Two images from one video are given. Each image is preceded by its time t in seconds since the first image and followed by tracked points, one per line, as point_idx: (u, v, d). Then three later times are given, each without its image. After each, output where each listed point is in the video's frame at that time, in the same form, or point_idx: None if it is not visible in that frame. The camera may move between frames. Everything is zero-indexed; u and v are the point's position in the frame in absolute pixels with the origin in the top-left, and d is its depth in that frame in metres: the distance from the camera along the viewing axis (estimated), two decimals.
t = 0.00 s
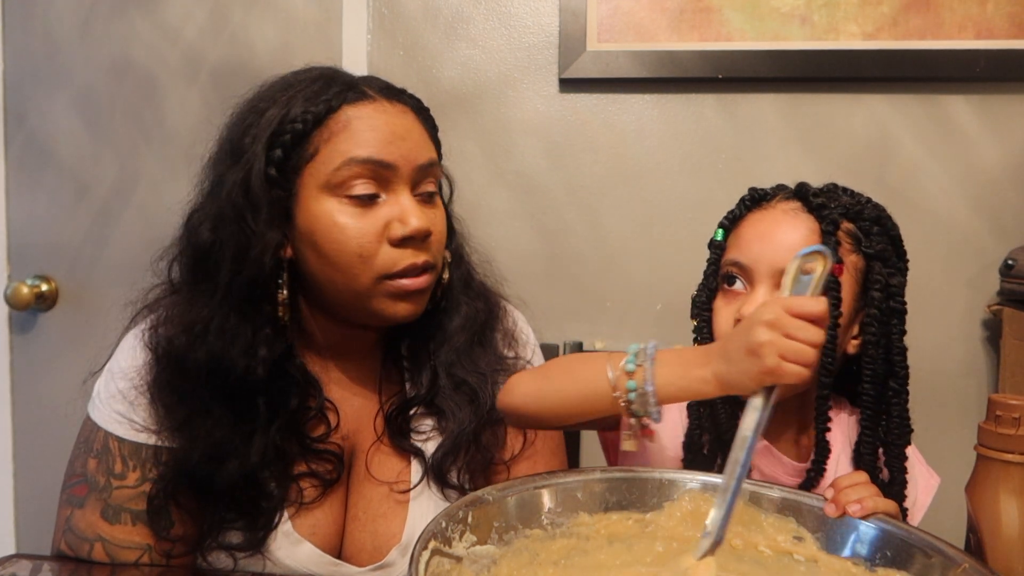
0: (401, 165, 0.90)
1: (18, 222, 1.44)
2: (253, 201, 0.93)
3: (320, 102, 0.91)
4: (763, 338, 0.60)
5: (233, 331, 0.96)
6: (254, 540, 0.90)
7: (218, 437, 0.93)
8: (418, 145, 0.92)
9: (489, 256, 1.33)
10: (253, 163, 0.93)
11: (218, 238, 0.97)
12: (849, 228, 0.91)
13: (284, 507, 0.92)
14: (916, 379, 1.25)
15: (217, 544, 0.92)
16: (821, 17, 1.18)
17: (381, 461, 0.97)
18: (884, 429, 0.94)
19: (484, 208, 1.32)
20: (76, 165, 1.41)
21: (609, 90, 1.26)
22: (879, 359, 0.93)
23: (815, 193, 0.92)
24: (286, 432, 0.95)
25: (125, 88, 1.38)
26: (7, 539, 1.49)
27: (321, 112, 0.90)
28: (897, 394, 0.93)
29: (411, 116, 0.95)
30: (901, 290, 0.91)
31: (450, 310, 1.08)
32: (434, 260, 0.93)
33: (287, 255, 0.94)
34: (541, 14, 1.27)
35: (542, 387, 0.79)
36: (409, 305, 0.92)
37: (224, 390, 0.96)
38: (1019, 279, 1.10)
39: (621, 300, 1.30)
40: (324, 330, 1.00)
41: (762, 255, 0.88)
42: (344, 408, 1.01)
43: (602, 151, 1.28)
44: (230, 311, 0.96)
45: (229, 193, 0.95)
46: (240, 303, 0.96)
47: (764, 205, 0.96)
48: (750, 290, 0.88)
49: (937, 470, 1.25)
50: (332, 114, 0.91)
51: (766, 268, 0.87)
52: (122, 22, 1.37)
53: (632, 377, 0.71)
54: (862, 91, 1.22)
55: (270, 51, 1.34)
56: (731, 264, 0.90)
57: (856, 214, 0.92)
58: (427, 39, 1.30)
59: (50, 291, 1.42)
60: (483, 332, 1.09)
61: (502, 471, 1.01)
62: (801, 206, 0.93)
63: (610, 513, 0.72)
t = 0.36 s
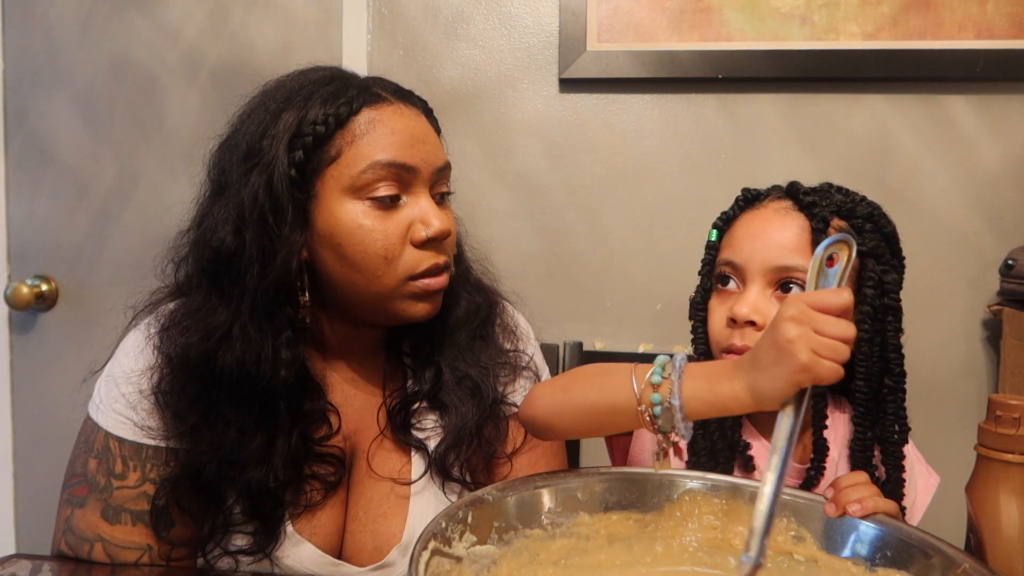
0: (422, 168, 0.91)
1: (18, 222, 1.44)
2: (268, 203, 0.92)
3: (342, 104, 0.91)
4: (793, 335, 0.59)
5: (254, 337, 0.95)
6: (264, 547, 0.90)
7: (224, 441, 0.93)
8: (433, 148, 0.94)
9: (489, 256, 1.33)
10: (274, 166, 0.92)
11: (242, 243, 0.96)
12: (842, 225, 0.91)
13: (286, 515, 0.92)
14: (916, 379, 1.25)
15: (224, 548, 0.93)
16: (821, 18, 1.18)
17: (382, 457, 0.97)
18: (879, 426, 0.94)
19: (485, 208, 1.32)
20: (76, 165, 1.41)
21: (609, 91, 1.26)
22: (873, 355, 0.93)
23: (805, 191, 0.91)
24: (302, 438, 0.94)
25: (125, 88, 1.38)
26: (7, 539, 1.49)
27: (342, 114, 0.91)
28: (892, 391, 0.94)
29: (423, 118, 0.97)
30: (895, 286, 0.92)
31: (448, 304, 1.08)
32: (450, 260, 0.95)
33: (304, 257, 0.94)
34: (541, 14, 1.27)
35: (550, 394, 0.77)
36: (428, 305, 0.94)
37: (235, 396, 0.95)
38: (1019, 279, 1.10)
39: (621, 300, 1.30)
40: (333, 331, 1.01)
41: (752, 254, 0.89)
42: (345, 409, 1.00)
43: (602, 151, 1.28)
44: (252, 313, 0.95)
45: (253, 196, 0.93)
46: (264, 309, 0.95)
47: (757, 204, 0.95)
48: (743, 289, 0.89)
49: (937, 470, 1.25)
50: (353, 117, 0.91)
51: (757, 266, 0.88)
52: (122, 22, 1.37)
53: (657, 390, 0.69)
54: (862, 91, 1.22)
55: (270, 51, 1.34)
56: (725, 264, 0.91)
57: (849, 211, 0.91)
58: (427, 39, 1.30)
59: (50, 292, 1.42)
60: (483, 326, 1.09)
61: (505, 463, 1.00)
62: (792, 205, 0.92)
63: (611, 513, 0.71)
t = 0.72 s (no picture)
0: (419, 170, 0.91)
1: (18, 221, 1.44)
2: (267, 203, 0.92)
3: (340, 105, 0.91)
4: (796, 337, 0.54)
5: (249, 337, 0.95)
6: (263, 548, 0.90)
7: (223, 441, 0.93)
8: (431, 150, 0.93)
9: (489, 256, 1.33)
10: (270, 168, 0.92)
11: (236, 243, 0.96)
12: (842, 226, 0.91)
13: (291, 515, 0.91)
14: (916, 379, 1.25)
15: (224, 547, 0.93)
16: (821, 18, 1.18)
17: (384, 457, 0.97)
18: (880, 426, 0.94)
19: (485, 208, 1.32)
20: (76, 165, 1.41)
21: (609, 91, 1.26)
22: (873, 356, 0.93)
23: (805, 191, 0.91)
24: (298, 438, 0.94)
25: (125, 88, 1.38)
26: (7, 540, 1.49)
27: (340, 115, 0.91)
28: (892, 393, 0.94)
29: (422, 119, 0.96)
30: (895, 287, 0.92)
31: (450, 307, 1.08)
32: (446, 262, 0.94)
33: (301, 258, 0.94)
34: (541, 14, 1.27)
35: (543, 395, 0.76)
36: (424, 308, 0.93)
37: (235, 395, 0.96)
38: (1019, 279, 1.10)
39: (621, 300, 1.30)
40: (333, 333, 1.00)
41: (751, 255, 0.88)
42: (346, 408, 1.00)
43: (601, 151, 1.28)
44: (247, 313, 0.96)
45: (249, 195, 0.94)
46: (259, 311, 0.96)
47: (756, 205, 0.95)
48: (742, 290, 0.88)
49: (937, 470, 1.25)
50: (351, 118, 0.91)
51: (756, 267, 0.88)
52: (123, 22, 1.37)
53: (650, 394, 0.67)
54: (862, 91, 1.22)
55: (270, 51, 1.34)
56: (724, 265, 0.92)
57: (849, 212, 0.91)
58: (426, 39, 1.30)
59: (50, 291, 1.42)
60: (486, 328, 1.09)
61: (507, 465, 1.00)
62: (792, 205, 0.92)
63: (611, 513, 0.71)
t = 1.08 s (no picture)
0: (366, 171, 0.89)
1: (18, 221, 1.44)
2: (238, 205, 0.95)
3: (293, 104, 0.93)
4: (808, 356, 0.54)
5: (212, 331, 0.98)
6: (243, 535, 0.90)
7: (202, 428, 0.94)
8: (387, 149, 0.91)
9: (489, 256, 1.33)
10: (228, 168, 0.96)
11: (215, 239, 0.97)
12: (842, 226, 0.91)
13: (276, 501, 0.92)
14: (916, 379, 1.25)
15: (213, 540, 0.92)
16: (821, 18, 1.18)
17: (381, 464, 0.97)
18: (880, 425, 0.94)
19: (484, 208, 1.32)
20: (76, 165, 1.41)
21: (608, 91, 1.26)
22: (875, 357, 0.93)
23: (804, 191, 0.91)
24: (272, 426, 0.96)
25: (125, 87, 1.38)
26: (7, 539, 1.49)
27: (292, 116, 0.92)
28: (893, 393, 0.94)
29: (390, 117, 0.94)
30: (895, 287, 0.92)
31: (453, 321, 1.08)
32: (404, 266, 0.91)
33: (269, 255, 0.97)
34: (541, 14, 1.27)
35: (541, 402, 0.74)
36: (378, 313, 0.92)
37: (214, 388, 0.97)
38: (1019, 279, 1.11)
39: (621, 299, 1.30)
40: (318, 336, 1.00)
41: (752, 256, 0.88)
42: (344, 410, 1.01)
43: (600, 151, 1.28)
44: (211, 308, 0.99)
45: (214, 189, 0.98)
46: (218, 299, 0.99)
47: (755, 204, 0.95)
48: (743, 292, 0.88)
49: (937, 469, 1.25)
50: (304, 117, 0.93)
51: (757, 269, 0.88)
52: (122, 22, 1.37)
53: (655, 401, 0.64)
54: (862, 91, 1.22)
55: (270, 51, 1.34)
56: (723, 266, 0.91)
57: (848, 212, 0.91)
58: (426, 39, 1.30)
59: (50, 291, 1.42)
60: (487, 342, 1.09)
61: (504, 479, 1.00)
62: (791, 205, 0.92)
63: (611, 513, 0.71)
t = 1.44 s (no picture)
0: (366, 168, 0.89)
1: (18, 221, 1.44)
2: (237, 204, 0.95)
3: (291, 104, 0.93)
4: (792, 365, 0.57)
5: (214, 334, 0.97)
6: (247, 538, 0.90)
7: (204, 432, 0.94)
8: (387, 147, 0.91)
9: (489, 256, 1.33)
10: (226, 168, 0.96)
11: (217, 241, 0.97)
12: (847, 229, 0.91)
13: (279, 504, 0.91)
14: (916, 379, 1.25)
15: (216, 542, 0.92)
16: (821, 18, 1.18)
17: (381, 464, 0.97)
18: (883, 428, 0.94)
19: (485, 208, 1.32)
20: (76, 165, 1.41)
21: (608, 91, 1.26)
22: (879, 361, 0.93)
23: (809, 193, 0.91)
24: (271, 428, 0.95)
25: (125, 88, 1.38)
26: (7, 539, 1.49)
27: (290, 115, 0.92)
28: (897, 395, 0.93)
29: (388, 116, 0.95)
30: (899, 289, 0.91)
31: (452, 320, 1.08)
32: (404, 264, 0.91)
33: (268, 256, 0.97)
34: (541, 14, 1.27)
35: (531, 404, 0.77)
36: (377, 311, 0.91)
37: (217, 391, 0.97)
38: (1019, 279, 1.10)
39: (621, 299, 1.30)
40: (315, 333, 1.00)
41: (755, 259, 0.88)
42: (343, 411, 1.01)
43: (600, 151, 1.28)
44: (212, 310, 0.99)
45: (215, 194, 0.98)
46: (219, 301, 0.98)
47: (757, 206, 0.95)
48: (746, 295, 0.88)
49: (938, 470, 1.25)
50: (302, 116, 0.93)
51: (760, 272, 0.87)
52: (122, 22, 1.37)
53: (639, 405, 0.66)
54: (862, 91, 1.22)
55: (270, 51, 1.34)
56: (727, 268, 0.91)
57: (852, 215, 0.91)
58: (427, 39, 1.30)
59: (50, 291, 1.42)
60: (487, 341, 1.09)
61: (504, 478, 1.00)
62: (794, 208, 0.91)
63: (619, 513, 0.71)
